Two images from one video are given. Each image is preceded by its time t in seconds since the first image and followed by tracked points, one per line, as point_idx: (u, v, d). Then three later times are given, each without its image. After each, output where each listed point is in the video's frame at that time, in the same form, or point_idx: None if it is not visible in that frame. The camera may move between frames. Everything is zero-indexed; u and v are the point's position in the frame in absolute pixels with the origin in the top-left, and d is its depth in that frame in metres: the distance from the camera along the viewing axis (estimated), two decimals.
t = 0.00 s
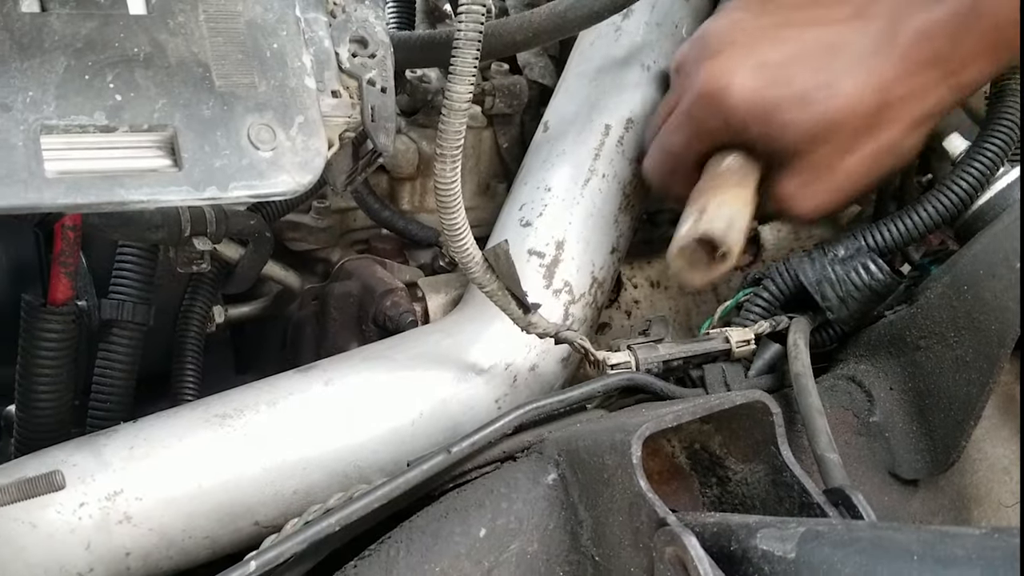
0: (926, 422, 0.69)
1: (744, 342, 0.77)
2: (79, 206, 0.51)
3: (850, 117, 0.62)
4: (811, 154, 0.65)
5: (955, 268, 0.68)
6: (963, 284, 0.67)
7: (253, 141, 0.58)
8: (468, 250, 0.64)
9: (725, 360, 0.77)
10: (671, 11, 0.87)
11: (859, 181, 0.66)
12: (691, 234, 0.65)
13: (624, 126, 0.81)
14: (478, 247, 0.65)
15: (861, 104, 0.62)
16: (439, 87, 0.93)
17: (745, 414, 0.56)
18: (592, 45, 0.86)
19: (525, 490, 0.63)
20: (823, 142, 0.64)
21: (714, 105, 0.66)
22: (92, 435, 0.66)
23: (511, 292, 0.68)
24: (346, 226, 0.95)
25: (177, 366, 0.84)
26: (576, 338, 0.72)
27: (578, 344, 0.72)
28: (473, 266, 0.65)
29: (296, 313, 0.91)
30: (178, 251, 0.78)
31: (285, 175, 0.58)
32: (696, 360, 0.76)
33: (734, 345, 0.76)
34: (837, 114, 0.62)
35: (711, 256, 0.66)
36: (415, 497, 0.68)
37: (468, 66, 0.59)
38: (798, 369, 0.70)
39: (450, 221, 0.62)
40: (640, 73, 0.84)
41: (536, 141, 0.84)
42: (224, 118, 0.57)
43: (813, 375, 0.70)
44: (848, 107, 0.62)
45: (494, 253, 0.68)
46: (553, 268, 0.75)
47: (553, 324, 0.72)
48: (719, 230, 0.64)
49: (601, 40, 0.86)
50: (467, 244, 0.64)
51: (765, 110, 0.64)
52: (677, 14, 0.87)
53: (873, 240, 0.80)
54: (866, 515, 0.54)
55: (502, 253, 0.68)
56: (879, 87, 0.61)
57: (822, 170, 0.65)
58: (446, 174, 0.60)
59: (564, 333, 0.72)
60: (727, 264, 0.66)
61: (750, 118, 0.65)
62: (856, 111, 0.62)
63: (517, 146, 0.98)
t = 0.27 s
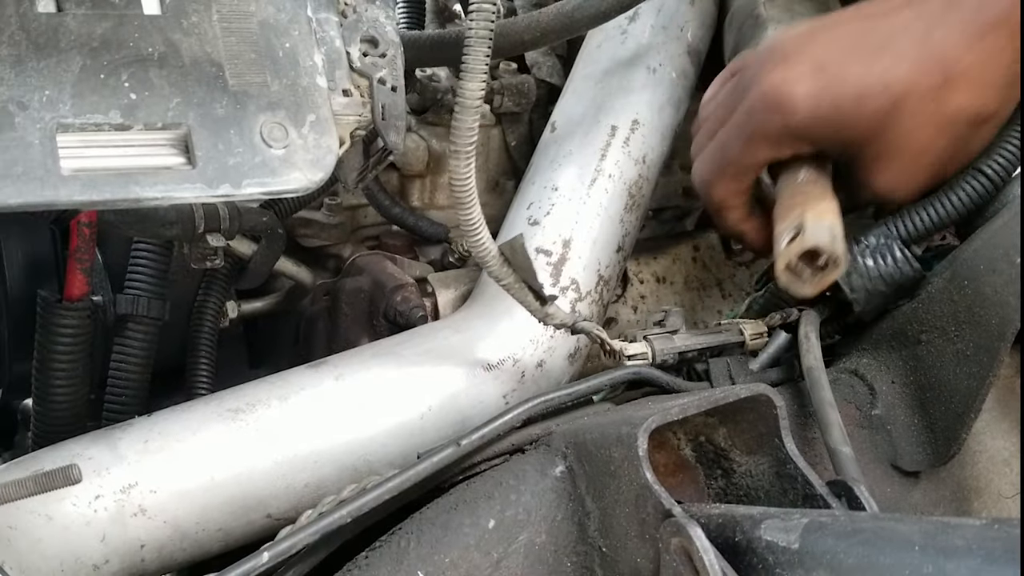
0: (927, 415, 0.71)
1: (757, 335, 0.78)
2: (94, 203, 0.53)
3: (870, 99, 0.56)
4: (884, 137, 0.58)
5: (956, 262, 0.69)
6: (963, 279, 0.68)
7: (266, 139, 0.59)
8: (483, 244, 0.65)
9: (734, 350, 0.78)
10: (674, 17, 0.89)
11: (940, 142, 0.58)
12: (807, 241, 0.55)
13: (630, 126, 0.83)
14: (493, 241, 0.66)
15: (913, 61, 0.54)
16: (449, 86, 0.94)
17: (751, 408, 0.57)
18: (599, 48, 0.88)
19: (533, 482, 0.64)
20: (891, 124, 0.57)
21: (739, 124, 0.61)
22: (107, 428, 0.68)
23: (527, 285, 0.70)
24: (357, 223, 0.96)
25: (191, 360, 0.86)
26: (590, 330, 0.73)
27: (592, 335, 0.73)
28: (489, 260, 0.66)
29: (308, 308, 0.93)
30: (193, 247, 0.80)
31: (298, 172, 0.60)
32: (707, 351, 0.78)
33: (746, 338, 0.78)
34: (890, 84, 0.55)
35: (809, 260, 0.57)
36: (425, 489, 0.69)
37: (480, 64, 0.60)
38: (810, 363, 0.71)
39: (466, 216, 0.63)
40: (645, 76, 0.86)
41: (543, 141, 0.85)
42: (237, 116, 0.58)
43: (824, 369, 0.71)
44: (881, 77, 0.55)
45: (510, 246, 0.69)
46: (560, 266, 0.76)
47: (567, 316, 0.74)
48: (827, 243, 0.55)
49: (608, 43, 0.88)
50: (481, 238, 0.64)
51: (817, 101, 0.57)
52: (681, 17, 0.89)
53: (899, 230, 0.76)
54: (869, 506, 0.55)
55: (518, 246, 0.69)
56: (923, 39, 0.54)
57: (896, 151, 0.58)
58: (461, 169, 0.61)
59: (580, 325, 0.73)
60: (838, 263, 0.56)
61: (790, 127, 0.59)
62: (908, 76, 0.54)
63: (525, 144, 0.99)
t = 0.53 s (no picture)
0: (928, 408, 0.72)
1: (759, 329, 0.79)
2: (109, 200, 0.54)
3: None
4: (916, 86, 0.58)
5: (958, 258, 0.70)
6: (964, 275, 0.69)
7: (279, 137, 0.60)
8: (491, 241, 0.66)
9: (739, 346, 0.79)
10: (683, 15, 0.89)
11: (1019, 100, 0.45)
12: (908, 283, 0.67)
13: (637, 126, 0.84)
14: (501, 238, 0.67)
15: None
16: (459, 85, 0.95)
17: (754, 402, 0.58)
18: (607, 48, 0.89)
19: (542, 475, 0.65)
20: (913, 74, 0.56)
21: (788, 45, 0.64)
22: (124, 422, 0.69)
23: (535, 281, 0.71)
24: (368, 220, 0.97)
25: (205, 355, 0.87)
26: (596, 326, 0.74)
27: (598, 331, 0.74)
28: (497, 257, 0.67)
29: (320, 304, 0.94)
30: (206, 244, 0.80)
31: (310, 170, 0.61)
32: (712, 347, 0.78)
33: (749, 332, 0.78)
34: None
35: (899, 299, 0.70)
36: (435, 481, 0.70)
37: (491, 63, 0.61)
38: (810, 359, 0.73)
39: (476, 213, 0.64)
40: (652, 76, 0.86)
41: (552, 140, 0.86)
42: (251, 114, 0.59)
43: (824, 365, 0.73)
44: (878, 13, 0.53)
45: (519, 244, 0.71)
46: (569, 262, 0.77)
47: (575, 312, 0.75)
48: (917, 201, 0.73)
49: (616, 43, 0.89)
50: (491, 235, 0.65)
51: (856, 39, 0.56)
52: (689, 17, 0.89)
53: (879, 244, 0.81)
54: (871, 497, 0.56)
55: (527, 244, 0.71)
56: None
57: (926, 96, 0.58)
58: (472, 167, 0.62)
59: (586, 322, 0.74)
60: (927, 309, 0.69)
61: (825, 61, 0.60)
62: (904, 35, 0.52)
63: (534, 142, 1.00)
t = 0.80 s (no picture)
0: (931, 401, 0.72)
1: (766, 325, 0.80)
2: (125, 196, 0.55)
3: None
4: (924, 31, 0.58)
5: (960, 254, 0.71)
6: (965, 270, 0.70)
7: (292, 134, 0.61)
8: (501, 236, 0.66)
9: (746, 340, 0.80)
10: (688, 16, 0.90)
11: None
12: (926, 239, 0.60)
13: (645, 124, 0.85)
14: (512, 233, 0.67)
15: None
16: (468, 84, 0.97)
17: (759, 394, 0.59)
18: (614, 48, 0.90)
19: (550, 467, 0.66)
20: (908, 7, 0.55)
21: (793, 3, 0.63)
22: (139, 415, 0.71)
23: (545, 276, 0.72)
24: (380, 216, 0.98)
25: (220, 349, 0.89)
26: (606, 319, 0.76)
27: (608, 324, 0.76)
28: (508, 253, 0.68)
29: (332, 299, 0.96)
30: (222, 240, 0.83)
31: (323, 168, 0.62)
32: (719, 341, 0.79)
33: (756, 328, 0.79)
34: None
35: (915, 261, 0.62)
36: (445, 473, 0.71)
37: (501, 62, 0.62)
38: (816, 357, 0.74)
39: (486, 209, 0.65)
40: (659, 75, 0.87)
41: (560, 139, 0.87)
42: (264, 112, 0.60)
43: (830, 361, 0.74)
44: None
45: (529, 239, 0.71)
46: (577, 258, 0.78)
47: (584, 306, 0.76)
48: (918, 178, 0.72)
49: (623, 43, 0.90)
50: (501, 231, 0.66)
51: None
52: (694, 18, 0.90)
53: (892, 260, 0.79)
54: (875, 490, 0.57)
55: (537, 239, 0.71)
56: None
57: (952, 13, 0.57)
58: (482, 164, 0.64)
59: (596, 315, 0.75)
60: (944, 271, 0.59)
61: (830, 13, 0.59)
62: None
63: (543, 140, 1.01)
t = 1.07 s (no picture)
0: (932, 395, 0.74)
1: (771, 320, 0.80)
2: (141, 192, 0.56)
3: None
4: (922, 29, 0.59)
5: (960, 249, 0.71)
6: (966, 265, 0.70)
7: (305, 132, 0.62)
8: (511, 231, 0.68)
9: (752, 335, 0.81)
10: (695, 16, 0.91)
11: None
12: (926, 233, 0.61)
13: (651, 122, 0.86)
14: (521, 229, 0.68)
15: None
16: (478, 83, 0.98)
17: (764, 388, 0.60)
18: (622, 47, 0.91)
19: (559, 458, 0.67)
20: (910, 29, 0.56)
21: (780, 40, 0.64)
22: (156, 407, 0.72)
23: (553, 271, 0.73)
24: (392, 213, 1.00)
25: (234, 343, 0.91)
26: (613, 313, 0.77)
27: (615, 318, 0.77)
28: (517, 248, 0.69)
29: (345, 294, 0.97)
30: (236, 235, 0.84)
31: (336, 165, 0.63)
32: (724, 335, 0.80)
33: (761, 322, 0.80)
34: None
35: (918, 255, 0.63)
36: (456, 465, 0.73)
37: (510, 61, 0.63)
38: (822, 351, 0.75)
39: (496, 205, 0.66)
40: (665, 74, 0.88)
41: (568, 137, 0.88)
42: (278, 110, 0.61)
43: (836, 356, 0.75)
44: None
45: (537, 235, 0.73)
46: (585, 254, 0.80)
47: (592, 300, 0.77)
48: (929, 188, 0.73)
49: (630, 43, 0.90)
50: (510, 226, 0.67)
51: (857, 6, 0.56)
52: (700, 17, 0.91)
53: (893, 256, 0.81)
54: (877, 481, 0.58)
55: (545, 234, 0.73)
56: None
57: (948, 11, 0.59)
58: (491, 161, 0.65)
59: (603, 310, 0.77)
60: (947, 267, 0.60)
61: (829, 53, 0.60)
62: None
63: (552, 138, 1.03)
